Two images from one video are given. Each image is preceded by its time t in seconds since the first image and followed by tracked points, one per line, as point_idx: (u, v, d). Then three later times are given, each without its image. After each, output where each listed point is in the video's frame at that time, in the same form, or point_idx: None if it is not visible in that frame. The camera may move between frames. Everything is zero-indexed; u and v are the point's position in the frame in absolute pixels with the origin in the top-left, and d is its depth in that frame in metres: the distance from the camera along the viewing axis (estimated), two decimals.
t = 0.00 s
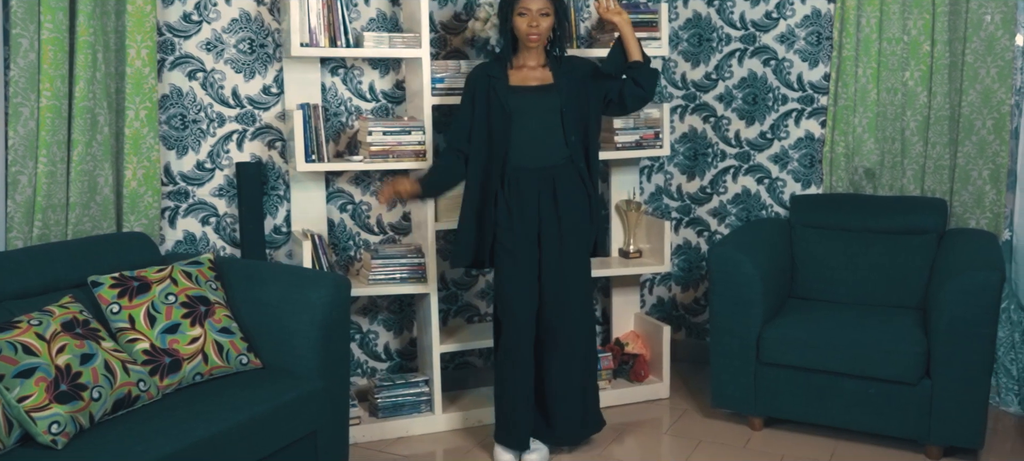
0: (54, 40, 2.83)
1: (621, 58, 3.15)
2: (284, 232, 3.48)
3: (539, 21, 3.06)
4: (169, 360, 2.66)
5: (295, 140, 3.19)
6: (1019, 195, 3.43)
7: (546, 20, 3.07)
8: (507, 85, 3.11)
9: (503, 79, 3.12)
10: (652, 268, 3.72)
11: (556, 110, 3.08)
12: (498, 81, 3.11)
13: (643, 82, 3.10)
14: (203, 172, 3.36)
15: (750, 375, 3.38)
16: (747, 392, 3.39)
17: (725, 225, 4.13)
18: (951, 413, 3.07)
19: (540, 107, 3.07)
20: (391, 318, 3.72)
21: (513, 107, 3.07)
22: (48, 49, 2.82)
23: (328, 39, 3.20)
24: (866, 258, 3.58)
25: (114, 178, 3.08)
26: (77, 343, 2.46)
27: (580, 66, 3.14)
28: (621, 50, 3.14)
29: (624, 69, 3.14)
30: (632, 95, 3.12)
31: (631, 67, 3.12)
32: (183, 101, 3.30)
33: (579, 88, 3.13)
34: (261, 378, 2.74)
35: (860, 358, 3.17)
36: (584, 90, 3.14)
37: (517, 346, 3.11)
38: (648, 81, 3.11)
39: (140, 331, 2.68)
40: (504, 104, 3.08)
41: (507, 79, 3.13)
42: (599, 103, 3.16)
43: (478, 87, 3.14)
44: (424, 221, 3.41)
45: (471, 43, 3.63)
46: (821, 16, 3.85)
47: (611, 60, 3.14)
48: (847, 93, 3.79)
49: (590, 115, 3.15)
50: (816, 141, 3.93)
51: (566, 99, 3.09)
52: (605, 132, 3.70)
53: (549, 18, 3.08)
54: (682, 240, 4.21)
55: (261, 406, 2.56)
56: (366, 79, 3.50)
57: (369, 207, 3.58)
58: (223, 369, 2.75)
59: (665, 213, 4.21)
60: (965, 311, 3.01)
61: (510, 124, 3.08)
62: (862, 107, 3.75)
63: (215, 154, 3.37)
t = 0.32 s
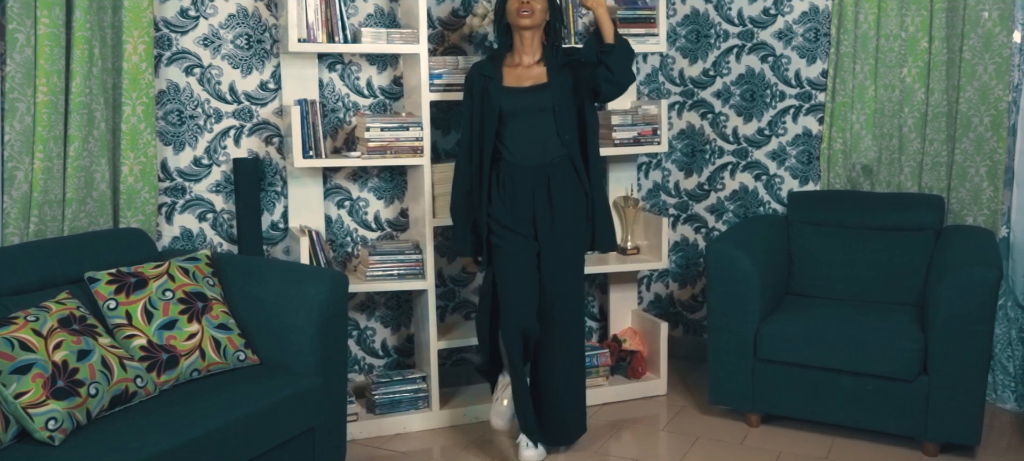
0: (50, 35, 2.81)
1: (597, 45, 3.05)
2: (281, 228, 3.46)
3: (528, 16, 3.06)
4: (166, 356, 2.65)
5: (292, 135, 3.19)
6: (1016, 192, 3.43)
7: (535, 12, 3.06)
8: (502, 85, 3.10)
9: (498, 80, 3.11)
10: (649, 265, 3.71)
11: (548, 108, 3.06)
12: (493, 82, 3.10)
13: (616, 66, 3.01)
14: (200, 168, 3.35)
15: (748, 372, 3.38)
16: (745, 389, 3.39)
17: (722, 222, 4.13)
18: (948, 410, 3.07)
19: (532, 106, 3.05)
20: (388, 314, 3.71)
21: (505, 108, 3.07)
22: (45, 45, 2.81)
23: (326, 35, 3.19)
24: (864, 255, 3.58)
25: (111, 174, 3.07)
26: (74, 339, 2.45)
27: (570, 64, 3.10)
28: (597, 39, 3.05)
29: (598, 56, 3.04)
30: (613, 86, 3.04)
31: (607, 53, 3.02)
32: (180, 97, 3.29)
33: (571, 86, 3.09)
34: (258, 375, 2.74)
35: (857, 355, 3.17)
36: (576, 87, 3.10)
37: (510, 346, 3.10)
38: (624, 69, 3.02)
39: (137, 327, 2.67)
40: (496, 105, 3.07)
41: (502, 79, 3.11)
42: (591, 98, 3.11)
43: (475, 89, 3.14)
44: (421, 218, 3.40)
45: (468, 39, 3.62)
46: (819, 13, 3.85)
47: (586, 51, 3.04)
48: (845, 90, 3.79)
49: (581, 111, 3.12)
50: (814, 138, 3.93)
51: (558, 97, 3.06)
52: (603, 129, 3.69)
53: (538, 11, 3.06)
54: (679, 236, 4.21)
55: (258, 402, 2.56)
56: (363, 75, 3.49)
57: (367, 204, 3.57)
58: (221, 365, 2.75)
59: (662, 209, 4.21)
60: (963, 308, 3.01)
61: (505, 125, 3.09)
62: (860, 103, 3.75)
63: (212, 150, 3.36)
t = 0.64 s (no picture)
0: (46, 31, 2.79)
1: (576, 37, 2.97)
2: (279, 226, 3.45)
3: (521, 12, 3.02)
4: (164, 354, 2.64)
5: (290, 132, 3.17)
6: (1016, 189, 3.42)
7: (528, 7, 3.02)
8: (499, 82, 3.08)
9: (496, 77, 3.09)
10: (648, 263, 3.70)
11: (540, 105, 3.03)
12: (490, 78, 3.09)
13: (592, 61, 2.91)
14: (197, 166, 3.33)
15: (747, 370, 3.37)
16: (744, 387, 3.38)
17: (721, 220, 4.12)
18: (948, 408, 3.06)
19: (524, 103, 3.03)
20: (387, 312, 3.70)
21: (498, 105, 3.05)
22: (40, 41, 2.79)
23: (324, 32, 3.17)
24: (863, 253, 3.57)
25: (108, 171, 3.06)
26: (71, 338, 2.44)
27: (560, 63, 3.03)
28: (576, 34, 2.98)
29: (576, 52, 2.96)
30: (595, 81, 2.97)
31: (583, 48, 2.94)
32: (177, 93, 3.27)
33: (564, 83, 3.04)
34: (256, 373, 2.72)
35: (857, 353, 3.17)
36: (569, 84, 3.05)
37: (499, 343, 3.08)
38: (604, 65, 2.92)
39: (135, 325, 2.66)
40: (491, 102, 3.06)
41: (500, 76, 3.10)
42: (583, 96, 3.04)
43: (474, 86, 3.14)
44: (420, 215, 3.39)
45: (467, 36, 3.61)
46: (819, 10, 3.84)
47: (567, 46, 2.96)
48: (845, 87, 3.78)
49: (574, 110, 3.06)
50: (813, 136, 3.92)
51: (551, 93, 3.02)
52: (603, 126, 3.67)
53: (531, 6, 3.02)
54: (678, 234, 4.20)
55: (257, 400, 2.55)
56: (362, 72, 3.48)
57: (365, 201, 3.56)
58: (218, 363, 2.73)
59: (661, 207, 4.20)
60: (963, 306, 3.00)
61: (500, 123, 3.08)
62: (859, 101, 3.75)
63: (210, 147, 3.34)
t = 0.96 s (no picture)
0: (42, 29, 2.77)
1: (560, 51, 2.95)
2: (277, 226, 3.42)
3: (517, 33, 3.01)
4: (161, 356, 2.62)
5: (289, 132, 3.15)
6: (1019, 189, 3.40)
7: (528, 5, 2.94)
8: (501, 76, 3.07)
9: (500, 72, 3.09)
10: (648, 263, 3.68)
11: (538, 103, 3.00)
12: (494, 73, 3.09)
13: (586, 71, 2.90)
14: (195, 165, 3.30)
15: (749, 370, 3.35)
16: (746, 387, 3.36)
17: (722, 220, 4.10)
18: (952, 409, 3.05)
19: (521, 100, 3.00)
20: (386, 312, 3.67)
21: (498, 99, 3.05)
22: (36, 39, 2.77)
23: (323, 30, 3.15)
24: (865, 253, 3.55)
25: (104, 171, 3.03)
26: (66, 340, 2.42)
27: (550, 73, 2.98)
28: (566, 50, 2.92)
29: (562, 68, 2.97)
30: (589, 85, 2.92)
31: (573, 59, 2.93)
32: (175, 93, 3.24)
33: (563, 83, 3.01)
34: (254, 375, 2.70)
35: (860, 353, 3.15)
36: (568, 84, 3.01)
37: (494, 340, 3.06)
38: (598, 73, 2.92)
39: (132, 327, 2.63)
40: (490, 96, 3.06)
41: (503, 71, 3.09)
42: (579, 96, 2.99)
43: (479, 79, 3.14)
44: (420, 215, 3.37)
45: (467, 35, 3.59)
46: (821, 9, 3.82)
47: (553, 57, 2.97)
48: (847, 87, 3.76)
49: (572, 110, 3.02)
50: (815, 135, 3.90)
51: (549, 91, 3.00)
52: (604, 126, 3.64)
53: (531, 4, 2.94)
54: (678, 234, 4.18)
55: (255, 402, 2.52)
56: (361, 71, 3.46)
57: (365, 201, 3.53)
58: (216, 365, 2.71)
59: (662, 206, 4.18)
60: (966, 306, 2.99)
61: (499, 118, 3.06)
62: (862, 100, 3.72)
63: (208, 147, 3.31)
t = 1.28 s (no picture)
0: (39, 31, 2.71)
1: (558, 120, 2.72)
2: (277, 229, 3.39)
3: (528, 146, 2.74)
4: (159, 362, 2.58)
5: (289, 134, 3.11)
6: None
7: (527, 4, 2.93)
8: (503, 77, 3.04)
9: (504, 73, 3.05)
10: (652, 267, 3.64)
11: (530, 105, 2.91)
12: (497, 74, 3.06)
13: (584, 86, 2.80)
14: (194, 168, 3.26)
15: (754, 375, 3.31)
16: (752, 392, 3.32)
17: (726, 222, 4.06)
18: (961, 414, 3.01)
19: (515, 100, 2.93)
20: (387, 317, 3.63)
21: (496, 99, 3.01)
22: (33, 41, 2.72)
23: (324, 32, 3.12)
24: (870, 256, 3.51)
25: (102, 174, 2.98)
26: (63, 346, 2.38)
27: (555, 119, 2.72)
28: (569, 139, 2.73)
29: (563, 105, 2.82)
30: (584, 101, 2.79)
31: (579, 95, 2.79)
32: (174, 95, 3.20)
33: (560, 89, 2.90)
34: (254, 381, 2.66)
35: (867, 358, 3.11)
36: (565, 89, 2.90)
37: (491, 346, 3.02)
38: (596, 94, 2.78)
39: (129, 332, 2.59)
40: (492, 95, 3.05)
41: (506, 71, 3.05)
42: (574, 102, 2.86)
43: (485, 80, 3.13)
44: (422, 219, 3.33)
45: (469, 36, 3.56)
46: (827, 10, 3.79)
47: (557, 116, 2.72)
48: (853, 89, 3.72)
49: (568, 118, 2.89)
50: (820, 137, 3.87)
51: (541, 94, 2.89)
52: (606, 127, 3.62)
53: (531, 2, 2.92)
54: (682, 237, 4.13)
55: (255, 409, 2.49)
56: (362, 73, 3.42)
57: (365, 204, 3.50)
58: (215, 371, 2.68)
59: (665, 209, 4.11)
60: (976, 310, 2.95)
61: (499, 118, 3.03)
62: (868, 102, 3.69)
63: (207, 149, 3.26)
